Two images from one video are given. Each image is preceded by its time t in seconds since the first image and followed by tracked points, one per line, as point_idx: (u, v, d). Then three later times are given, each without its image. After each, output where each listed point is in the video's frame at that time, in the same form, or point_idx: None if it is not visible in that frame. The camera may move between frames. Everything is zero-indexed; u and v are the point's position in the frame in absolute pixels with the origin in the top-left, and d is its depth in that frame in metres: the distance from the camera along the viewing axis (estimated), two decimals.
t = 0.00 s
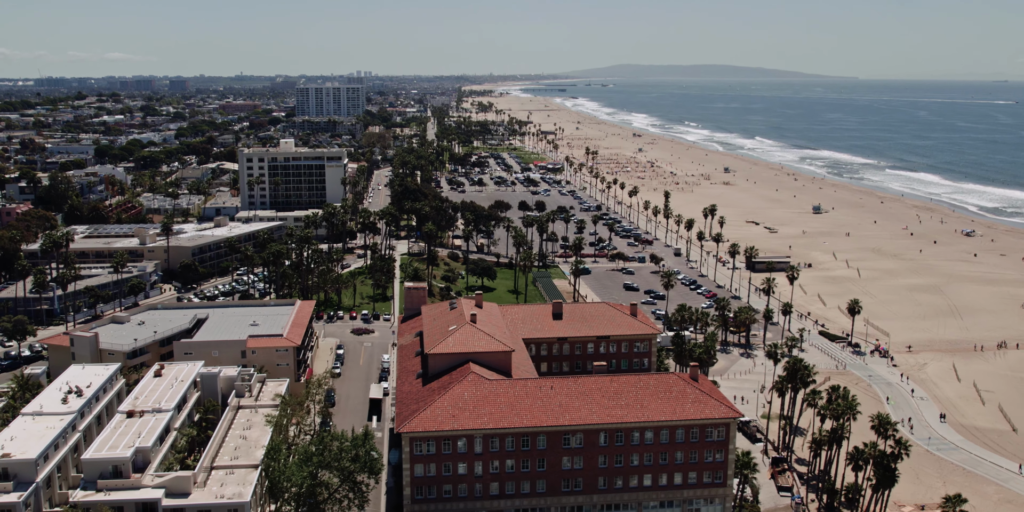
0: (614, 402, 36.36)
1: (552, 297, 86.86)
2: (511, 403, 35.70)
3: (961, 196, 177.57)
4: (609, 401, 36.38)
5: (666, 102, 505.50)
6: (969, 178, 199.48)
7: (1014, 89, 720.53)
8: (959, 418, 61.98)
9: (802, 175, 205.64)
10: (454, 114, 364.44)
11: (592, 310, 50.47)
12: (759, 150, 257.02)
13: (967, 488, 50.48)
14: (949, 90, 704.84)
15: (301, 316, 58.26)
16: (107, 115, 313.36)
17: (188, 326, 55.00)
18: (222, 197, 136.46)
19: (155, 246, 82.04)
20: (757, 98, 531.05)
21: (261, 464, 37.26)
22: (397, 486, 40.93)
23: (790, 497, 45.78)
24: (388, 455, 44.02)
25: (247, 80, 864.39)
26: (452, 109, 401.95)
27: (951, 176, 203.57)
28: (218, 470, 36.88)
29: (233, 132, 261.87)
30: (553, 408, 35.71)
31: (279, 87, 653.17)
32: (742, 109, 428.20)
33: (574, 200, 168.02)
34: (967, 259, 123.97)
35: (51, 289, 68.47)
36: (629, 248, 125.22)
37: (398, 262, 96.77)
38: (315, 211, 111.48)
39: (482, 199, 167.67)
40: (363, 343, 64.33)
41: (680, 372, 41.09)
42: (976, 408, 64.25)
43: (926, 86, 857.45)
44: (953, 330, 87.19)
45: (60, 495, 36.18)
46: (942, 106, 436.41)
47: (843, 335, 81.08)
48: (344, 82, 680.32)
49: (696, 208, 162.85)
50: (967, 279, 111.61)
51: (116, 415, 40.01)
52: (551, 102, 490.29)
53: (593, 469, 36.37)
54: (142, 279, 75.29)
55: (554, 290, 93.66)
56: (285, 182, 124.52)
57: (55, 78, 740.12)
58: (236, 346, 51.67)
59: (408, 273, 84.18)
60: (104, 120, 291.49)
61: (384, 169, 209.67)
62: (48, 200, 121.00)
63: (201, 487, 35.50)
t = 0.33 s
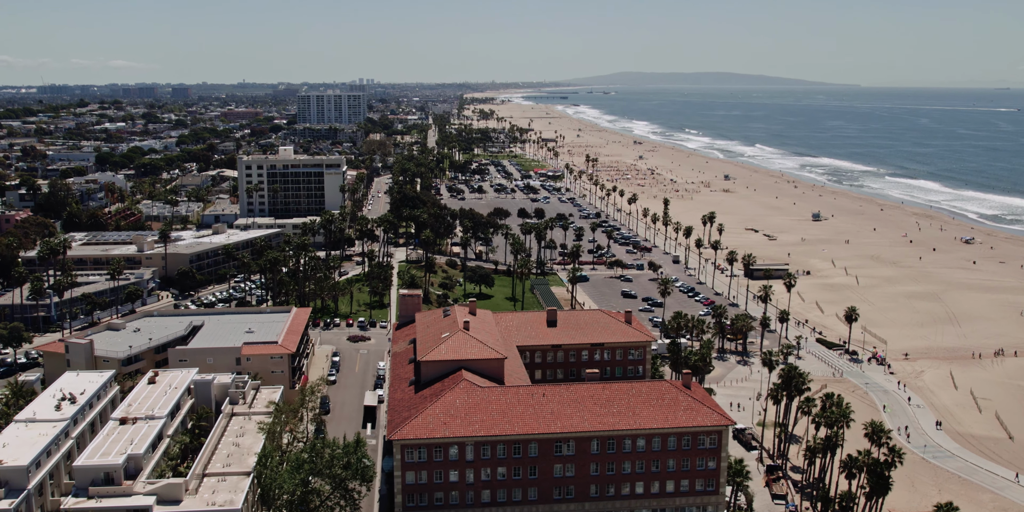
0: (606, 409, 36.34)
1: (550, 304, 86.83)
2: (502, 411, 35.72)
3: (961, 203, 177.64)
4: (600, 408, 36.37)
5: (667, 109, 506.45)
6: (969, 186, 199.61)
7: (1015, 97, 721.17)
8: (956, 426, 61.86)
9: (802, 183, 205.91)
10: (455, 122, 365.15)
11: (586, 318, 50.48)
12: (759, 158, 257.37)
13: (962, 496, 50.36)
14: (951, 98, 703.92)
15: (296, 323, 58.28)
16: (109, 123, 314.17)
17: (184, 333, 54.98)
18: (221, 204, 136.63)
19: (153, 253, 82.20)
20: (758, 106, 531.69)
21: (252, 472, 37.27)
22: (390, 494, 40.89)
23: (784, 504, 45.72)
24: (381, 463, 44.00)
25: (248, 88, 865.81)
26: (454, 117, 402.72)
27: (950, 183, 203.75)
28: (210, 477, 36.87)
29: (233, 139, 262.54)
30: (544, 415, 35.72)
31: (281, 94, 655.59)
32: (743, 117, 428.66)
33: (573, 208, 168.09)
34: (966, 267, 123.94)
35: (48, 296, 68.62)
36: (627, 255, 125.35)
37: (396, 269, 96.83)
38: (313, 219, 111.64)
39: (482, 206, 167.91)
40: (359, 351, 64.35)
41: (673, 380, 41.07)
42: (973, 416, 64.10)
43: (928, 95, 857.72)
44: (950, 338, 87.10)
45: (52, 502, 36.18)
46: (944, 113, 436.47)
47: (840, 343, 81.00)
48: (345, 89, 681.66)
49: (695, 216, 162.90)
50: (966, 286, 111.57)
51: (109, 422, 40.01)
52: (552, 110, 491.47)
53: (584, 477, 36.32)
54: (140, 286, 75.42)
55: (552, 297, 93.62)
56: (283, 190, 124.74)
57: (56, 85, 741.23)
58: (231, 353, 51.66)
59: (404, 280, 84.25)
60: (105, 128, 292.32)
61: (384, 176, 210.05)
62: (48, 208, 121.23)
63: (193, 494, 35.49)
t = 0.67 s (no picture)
0: (598, 417, 36.34)
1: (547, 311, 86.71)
2: (494, 418, 35.73)
3: (961, 211, 177.64)
4: (593, 416, 36.36)
5: (668, 117, 507.17)
6: (970, 193, 199.65)
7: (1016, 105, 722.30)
8: (952, 434, 61.74)
9: (802, 190, 206.02)
10: (457, 129, 366.03)
11: (581, 325, 50.53)
12: (760, 166, 257.55)
13: (958, 504, 50.23)
14: (953, 104, 702.71)
15: (292, 330, 58.32)
16: (111, 130, 314.87)
17: (179, 340, 55.00)
18: (221, 211, 136.91)
19: (151, 260, 82.30)
20: (760, 113, 531.85)
21: (245, 479, 37.34)
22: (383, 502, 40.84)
23: None
24: (374, 470, 43.99)
25: (251, 96, 868.64)
26: (455, 124, 403.65)
27: (951, 190, 203.90)
28: (203, 485, 36.90)
29: (235, 147, 263.25)
30: (536, 423, 35.71)
31: (283, 102, 657.34)
32: (744, 125, 429.13)
33: (573, 215, 168.23)
34: (965, 274, 123.84)
35: (45, 303, 68.72)
36: (626, 262, 125.46)
37: (394, 276, 96.93)
38: (312, 226, 111.89)
39: (482, 214, 168.09)
40: (355, 358, 64.36)
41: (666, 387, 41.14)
42: (970, 424, 63.99)
43: (931, 102, 858.43)
44: (948, 345, 87.00)
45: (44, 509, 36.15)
46: (945, 121, 436.63)
47: (838, 350, 80.92)
48: (347, 96, 682.97)
49: (695, 223, 162.96)
50: (965, 294, 111.49)
51: (102, 430, 40.04)
52: (554, 117, 492.47)
53: (577, 485, 36.27)
54: (137, 293, 75.53)
55: (551, 304, 93.54)
56: (283, 197, 125.01)
57: (59, 92, 743.49)
58: (226, 360, 51.70)
59: (402, 287, 84.32)
60: (108, 135, 293.26)
61: (384, 183, 210.37)
62: (48, 215, 121.63)
63: (185, 501, 35.48)
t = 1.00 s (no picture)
0: (591, 424, 36.38)
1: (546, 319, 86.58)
2: (486, 425, 35.77)
3: (962, 218, 177.59)
4: (585, 423, 36.40)
5: (670, 125, 507.86)
6: (970, 201, 199.66)
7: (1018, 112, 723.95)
8: (949, 442, 61.63)
9: (802, 197, 206.14)
10: (458, 137, 366.78)
11: (576, 333, 50.56)
12: (760, 173, 257.76)
13: None
14: (956, 113, 705.32)
15: (288, 338, 58.33)
16: (113, 138, 315.62)
17: (175, 348, 55.04)
18: (221, 219, 137.05)
19: (149, 267, 82.42)
20: (762, 121, 532.42)
21: (237, 487, 37.39)
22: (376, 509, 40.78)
23: None
24: (368, 478, 43.97)
25: (254, 104, 869.10)
26: (457, 132, 404.63)
27: (951, 198, 203.97)
28: (195, 492, 36.93)
29: (236, 154, 263.80)
30: (528, 430, 35.72)
31: (286, 109, 659.43)
32: (746, 132, 429.49)
33: (573, 223, 168.33)
34: (965, 282, 123.77)
35: (42, 310, 68.82)
36: (625, 270, 125.51)
37: (392, 284, 97.06)
38: (311, 234, 112.00)
39: (482, 221, 168.22)
40: (352, 365, 64.40)
41: (660, 395, 41.14)
42: (967, 432, 63.85)
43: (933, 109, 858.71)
44: (947, 353, 86.86)
45: None
46: (946, 128, 437.09)
47: (835, 358, 80.82)
48: (351, 103, 683.86)
49: (695, 230, 162.96)
50: (965, 301, 111.42)
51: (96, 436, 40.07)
52: (555, 125, 493.49)
53: (569, 493, 36.24)
54: (135, 300, 75.61)
55: (549, 312, 93.54)
56: (282, 205, 125.20)
57: (61, 100, 744.54)
58: (222, 367, 51.81)
59: (400, 295, 84.43)
60: (110, 143, 294.01)
61: (385, 190, 210.66)
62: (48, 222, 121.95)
63: (177, 508, 35.50)
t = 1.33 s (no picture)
0: (583, 432, 36.36)
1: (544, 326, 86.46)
2: (479, 433, 35.77)
3: (962, 226, 177.49)
4: (578, 431, 36.38)
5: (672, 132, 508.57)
6: (971, 209, 199.47)
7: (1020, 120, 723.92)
8: (946, 450, 61.49)
9: (803, 205, 206.13)
10: (460, 144, 367.38)
11: (571, 340, 50.56)
12: (762, 181, 257.80)
13: None
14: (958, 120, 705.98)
15: (284, 345, 58.38)
16: (115, 145, 316.28)
17: (171, 355, 55.14)
18: (221, 226, 137.24)
19: (148, 274, 82.57)
20: (763, 129, 532.87)
21: (229, 495, 37.39)
22: None
23: None
24: (362, 486, 43.88)
25: (256, 111, 871.22)
26: (459, 139, 405.30)
27: (952, 206, 203.95)
28: (188, 499, 36.92)
29: (237, 162, 264.17)
30: (521, 438, 35.73)
31: (288, 117, 661.01)
32: (748, 140, 429.87)
33: (573, 230, 168.44)
34: (965, 289, 123.57)
35: (40, 317, 68.95)
36: (625, 277, 125.55)
37: (390, 291, 97.11)
38: (310, 241, 112.17)
39: (482, 229, 168.33)
40: (348, 373, 64.40)
41: (653, 403, 41.12)
42: (964, 440, 63.73)
43: (936, 118, 857.29)
44: (945, 361, 86.69)
45: None
46: (948, 136, 437.30)
47: (833, 366, 80.70)
48: (353, 111, 685.44)
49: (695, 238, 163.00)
50: (964, 309, 111.31)
51: (90, 443, 40.13)
52: (557, 132, 494.43)
53: (561, 501, 36.19)
54: (133, 307, 75.71)
55: (547, 319, 93.53)
56: (281, 212, 125.42)
57: (64, 108, 746.69)
58: (217, 374, 51.85)
59: (397, 303, 84.46)
60: (112, 150, 294.69)
61: (386, 198, 210.95)
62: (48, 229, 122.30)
63: None
